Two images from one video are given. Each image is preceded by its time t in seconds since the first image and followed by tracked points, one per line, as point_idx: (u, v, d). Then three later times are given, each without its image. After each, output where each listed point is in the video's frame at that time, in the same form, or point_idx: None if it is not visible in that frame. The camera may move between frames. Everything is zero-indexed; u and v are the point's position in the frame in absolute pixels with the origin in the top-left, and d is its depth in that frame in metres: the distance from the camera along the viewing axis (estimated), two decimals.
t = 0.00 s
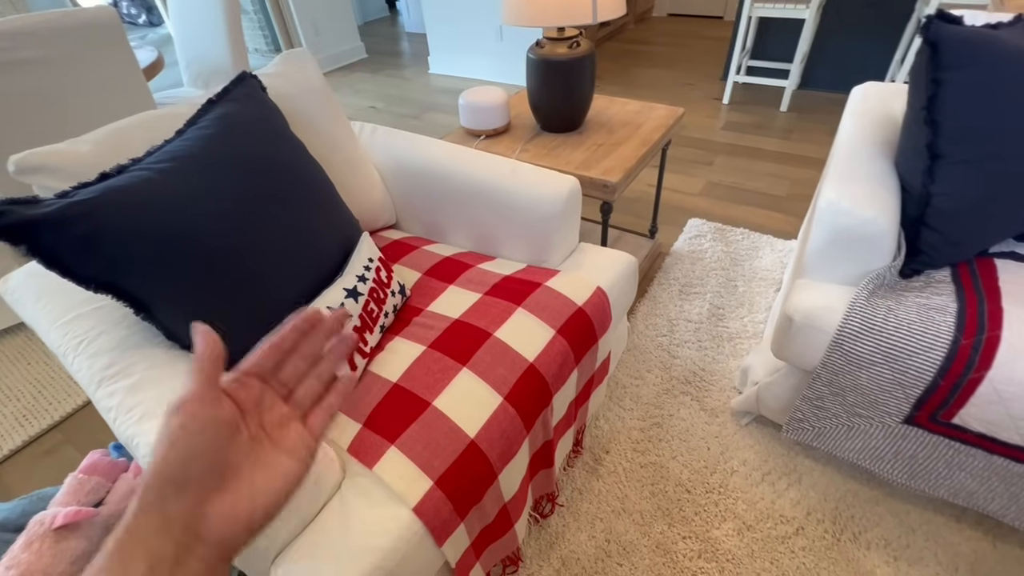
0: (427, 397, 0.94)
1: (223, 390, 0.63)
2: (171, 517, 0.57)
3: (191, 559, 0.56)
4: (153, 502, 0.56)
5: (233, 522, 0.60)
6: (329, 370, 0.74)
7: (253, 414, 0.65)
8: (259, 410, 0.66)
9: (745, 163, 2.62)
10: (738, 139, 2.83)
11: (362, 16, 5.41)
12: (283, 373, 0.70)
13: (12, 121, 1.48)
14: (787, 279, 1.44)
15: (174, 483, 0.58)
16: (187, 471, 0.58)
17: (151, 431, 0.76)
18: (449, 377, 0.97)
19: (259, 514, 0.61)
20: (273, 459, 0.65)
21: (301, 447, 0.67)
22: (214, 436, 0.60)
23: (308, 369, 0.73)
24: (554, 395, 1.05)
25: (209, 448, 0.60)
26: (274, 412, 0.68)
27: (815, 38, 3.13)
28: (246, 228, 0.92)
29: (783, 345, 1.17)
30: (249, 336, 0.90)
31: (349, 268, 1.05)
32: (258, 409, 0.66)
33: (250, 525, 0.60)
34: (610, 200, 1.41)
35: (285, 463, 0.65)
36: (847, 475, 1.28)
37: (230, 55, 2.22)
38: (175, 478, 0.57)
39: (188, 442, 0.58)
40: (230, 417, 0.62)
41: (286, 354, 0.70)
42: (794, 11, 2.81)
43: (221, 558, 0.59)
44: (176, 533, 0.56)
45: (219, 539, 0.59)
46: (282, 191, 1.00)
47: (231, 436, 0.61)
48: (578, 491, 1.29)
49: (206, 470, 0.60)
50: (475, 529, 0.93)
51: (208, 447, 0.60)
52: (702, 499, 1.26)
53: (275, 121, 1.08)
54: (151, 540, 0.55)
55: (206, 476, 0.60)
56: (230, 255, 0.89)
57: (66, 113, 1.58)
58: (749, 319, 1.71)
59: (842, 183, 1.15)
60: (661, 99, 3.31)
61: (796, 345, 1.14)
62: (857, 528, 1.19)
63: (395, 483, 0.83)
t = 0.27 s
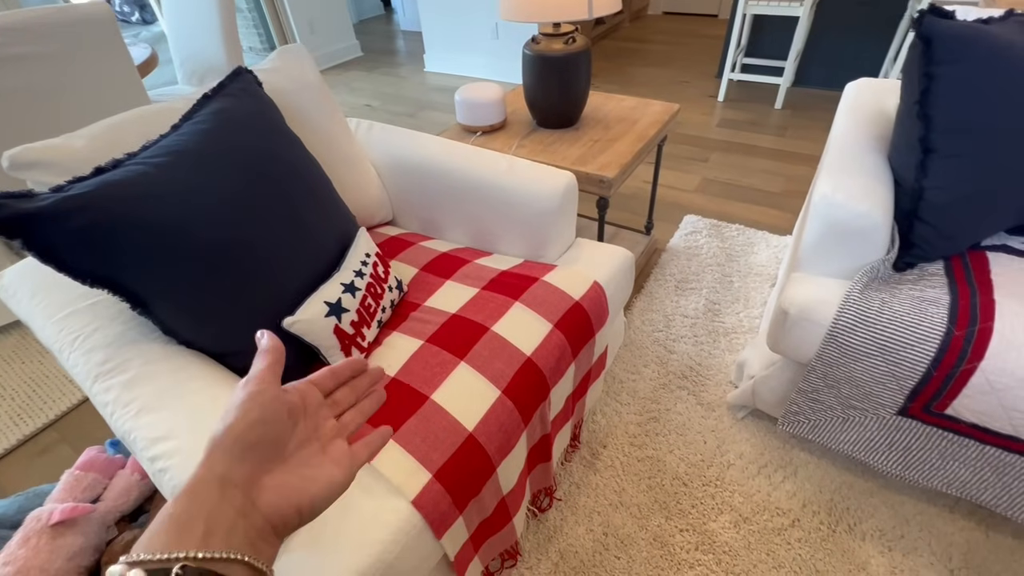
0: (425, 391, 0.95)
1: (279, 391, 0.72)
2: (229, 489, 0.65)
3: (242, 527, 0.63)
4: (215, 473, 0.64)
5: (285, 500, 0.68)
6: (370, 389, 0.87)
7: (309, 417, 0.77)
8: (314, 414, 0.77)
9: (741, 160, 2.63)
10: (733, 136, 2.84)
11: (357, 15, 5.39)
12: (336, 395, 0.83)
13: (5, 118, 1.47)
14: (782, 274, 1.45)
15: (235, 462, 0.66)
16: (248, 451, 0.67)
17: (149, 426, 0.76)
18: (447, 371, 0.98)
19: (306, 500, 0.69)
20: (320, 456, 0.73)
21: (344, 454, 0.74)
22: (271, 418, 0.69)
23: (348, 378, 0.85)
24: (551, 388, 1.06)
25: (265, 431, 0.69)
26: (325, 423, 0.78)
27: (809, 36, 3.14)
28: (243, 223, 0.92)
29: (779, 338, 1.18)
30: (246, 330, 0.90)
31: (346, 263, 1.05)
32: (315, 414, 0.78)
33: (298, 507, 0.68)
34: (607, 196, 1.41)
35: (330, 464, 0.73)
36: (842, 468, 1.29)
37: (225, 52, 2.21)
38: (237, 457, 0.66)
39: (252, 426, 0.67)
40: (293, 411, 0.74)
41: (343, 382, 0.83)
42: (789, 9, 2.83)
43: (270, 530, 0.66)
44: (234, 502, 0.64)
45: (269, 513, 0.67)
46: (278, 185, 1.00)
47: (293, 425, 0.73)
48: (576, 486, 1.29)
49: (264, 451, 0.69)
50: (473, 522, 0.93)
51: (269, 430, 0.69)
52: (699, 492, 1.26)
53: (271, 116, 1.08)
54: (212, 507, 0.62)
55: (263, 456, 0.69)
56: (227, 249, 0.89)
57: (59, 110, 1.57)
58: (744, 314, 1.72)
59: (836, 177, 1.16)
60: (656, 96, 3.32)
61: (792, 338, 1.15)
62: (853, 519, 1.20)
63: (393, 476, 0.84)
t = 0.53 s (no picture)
0: (428, 391, 0.95)
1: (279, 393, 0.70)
2: (233, 492, 0.62)
3: (250, 530, 0.61)
4: (218, 476, 0.62)
5: (291, 501, 0.66)
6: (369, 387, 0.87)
7: (310, 416, 0.74)
8: (315, 414, 0.75)
9: (738, 160, 2.64)
10: (731, 137, 2.86)
11: (354, 17, 5.40)
12: (336, 392, 0.82)
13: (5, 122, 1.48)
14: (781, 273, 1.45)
15: (235, 465, 0.64)
16: (249, 452, 0.65)
17: (154, 427, 0.77)
18: (449, 371, 0.98)
19: (313, 497, 0.67)
20: (324, 455, 0.72)
21: (349, 452, 0.73)
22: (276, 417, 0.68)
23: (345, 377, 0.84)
24: (553, 388, 1.06)
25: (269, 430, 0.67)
26: (327, 423, 0.76)
27: (805, 36, 3.16)
28: (245, 225, 0.92)
29: (778, 336, 1.19)
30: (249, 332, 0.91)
31: (349, 264, 1.06)
32: (315, 414, 0.75)
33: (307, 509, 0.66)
34: (607, 196, 1.42)
35: (336, 461, 0.71)
36: (842, 465, 1.30)
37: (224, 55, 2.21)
38: (237, 459, 0.64)
39: (252, 430, 0.65)
40: (293, 411, 0.71)
41: (343, 379, 0.83)
42: (785, 10, 2.84)
43: (279, 534, 0.64)
44: (238, 506, 0.62)
45: (277, 516, 0.64)
46: (280, 188, 1.00)
47: (294, 425, 0.71)
48: (577, 485, 1.30)
49: (266, 453, 0.67)
50: (476, 521, 0.94)
51: (268, 431, 0.67)
52: (700, 491, 1.27)
53: (272, 119, 1.09)
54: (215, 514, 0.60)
55: (266, 458, 0.67)
56: (230, 251, 0.89)
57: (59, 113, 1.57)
58: (744, 313, 1.73)
59: (834, 177, 1.17)
60: (654, 97, 3.33)
61: (792, 337, 1.16)
62: (853, 517, 1.20)
63: (397, 476, 0.84)
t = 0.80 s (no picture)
0: (430, 394, 0.95)
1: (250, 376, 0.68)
2: (200, 501, 0.62)
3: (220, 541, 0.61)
4: (181, 486, 0.62)
5: (267, 504, 0.64)
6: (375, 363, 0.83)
7: (297, 395, 0.74)
8: (304, 392, 0.75)
9: (738, 161, 2.64)
10: (730, 137, 2.86)
11: (353, 19, 5.40)
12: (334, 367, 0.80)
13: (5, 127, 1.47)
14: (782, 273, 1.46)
15: (201, 471, 0.63)
16: (208, 456, 0.63)
17: (156, 432, 0.77)
18: (451, 374, 0.98)
19: (295, 485, 0.65)
20: (313, 439, 0.70)
21: (345, 430, 0.72)
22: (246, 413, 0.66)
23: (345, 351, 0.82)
24: (555, 390, 1.06)
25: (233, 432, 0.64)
26: (318, 398, 0.75)
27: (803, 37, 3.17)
28: (246, 229, 0.92)
29: (779, 337, 1.19)
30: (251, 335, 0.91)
31: (350, 267, 1.06)
32: (304, 392, 0.75)
33: (284, 505, 0.64)
34: (607, 198, 1.42)
35: (329, 445, 0.70)
36: (844, 465, 1.30)
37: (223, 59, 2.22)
38: (200, 465, 0.62)
39: (216, 423, 0.63)
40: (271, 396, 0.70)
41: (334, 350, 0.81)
42: (783, 10, 2.85)
43: (257, 540, 0.63)
44: (208, 519, 0.61)
45: (250, 523, 0.63)
46: (281, 192, 1.00)
47: (267, 412, 0.68)
48: (580, 487, 1.30)
49: (235, 452, 0.65)
50: (479, 524, 0.94)
51: (236, 426, 0.65)
52: (703, 492, 1.27)
53: (273, 122, 1.09)
54: (180, 529, 0.60)
55: (235, 458, 0.64)
56: (231, 255, 0.89)
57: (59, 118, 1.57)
58: (744, 314, 1.73)
59: (834, 177, 1.17)
60: (653, 98, 3.34)
61: (793, 338, 1.16)
62: (855, 517, 1.20)
63: (400, 480, 0.84)
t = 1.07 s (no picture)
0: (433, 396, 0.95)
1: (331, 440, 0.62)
2: (274, 550, 0.58)
3: None
4: (258, 533, 0.58)
5: (331, 554, 0.60)
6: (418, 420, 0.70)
7: (351, 466, 0.64)
8: (355, 462, 0.64)
9: (738, 161, 2.65)
10: (729, 138, 2.86)
11: (352, 22, 5.41)
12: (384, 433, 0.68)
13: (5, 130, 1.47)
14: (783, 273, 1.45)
15: (275, 522, 0.58)
16: (282, 508, 0.58)
17: (159, 435, 0.76)
18: (454, 376, 0.98)
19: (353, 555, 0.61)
20: (363, 509, 0.63)
21: (389, 500, 0.65)
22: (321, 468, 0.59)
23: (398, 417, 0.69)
24: (558, 391, 1.06)
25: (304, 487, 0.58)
26: (367, 470, 0.65)
27: (802, 37, 3.18)
28: (248, 232, 0.92)
29: (781, 337, 1.19)
30: (252, 337, 0.90)
31: (352, 269, 1.06)
32: (356, 462, 0.65)
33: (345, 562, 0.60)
34: (608, 199, 1.42)
35: (373, 513, 0.63)
36: (847, 465, 1.30)
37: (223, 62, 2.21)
38: (276, 518, 0.58)
39: (291, 484, 0.57)
40: (334, 464, 0.61)
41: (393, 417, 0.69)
42: (781, 11, 2.85)
43: None
44: (278, 562, 0.58)
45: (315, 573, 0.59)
46: (283, 194, 1.00)
47: (334, 477, 0.61)
48: (583, 488, 1.29)
49: (304, 511, 0.59)
50: (483, 526, 0.93)
51: (308, 488, 0.59)
52: (706, 493, 1.27)
53: (274, 124, 1.08)
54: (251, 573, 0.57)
55: (303, 517, 0.59)
56: (233, 257, 0.89)
57: (59, 122, 1.57)
58: (746, 314, 1.73)
59: (836, 177, 1.17)
60: (652, 99, 3.34)
61: (795, 338, 1.16)
62: (859, 517, 1.20)
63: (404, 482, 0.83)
